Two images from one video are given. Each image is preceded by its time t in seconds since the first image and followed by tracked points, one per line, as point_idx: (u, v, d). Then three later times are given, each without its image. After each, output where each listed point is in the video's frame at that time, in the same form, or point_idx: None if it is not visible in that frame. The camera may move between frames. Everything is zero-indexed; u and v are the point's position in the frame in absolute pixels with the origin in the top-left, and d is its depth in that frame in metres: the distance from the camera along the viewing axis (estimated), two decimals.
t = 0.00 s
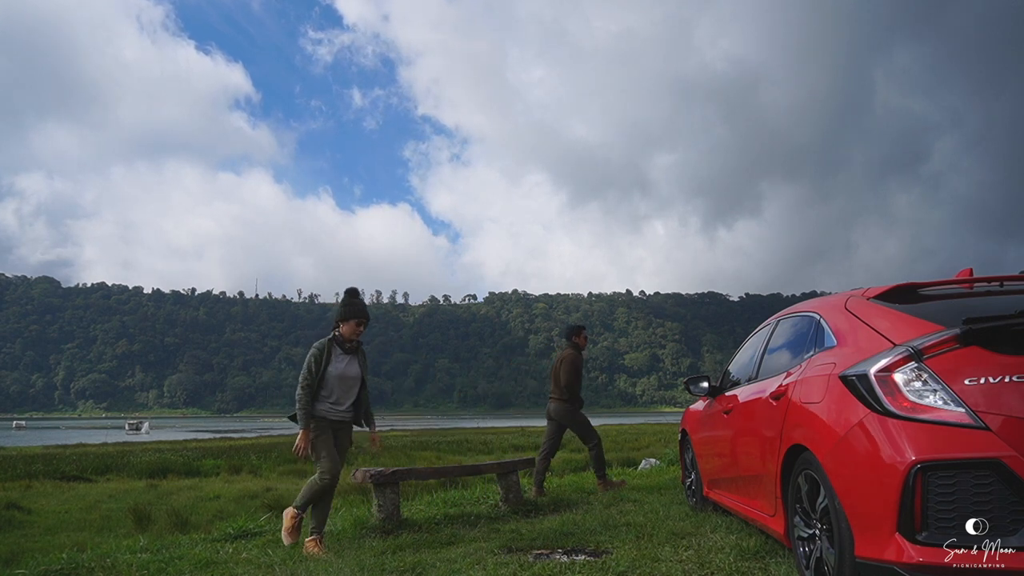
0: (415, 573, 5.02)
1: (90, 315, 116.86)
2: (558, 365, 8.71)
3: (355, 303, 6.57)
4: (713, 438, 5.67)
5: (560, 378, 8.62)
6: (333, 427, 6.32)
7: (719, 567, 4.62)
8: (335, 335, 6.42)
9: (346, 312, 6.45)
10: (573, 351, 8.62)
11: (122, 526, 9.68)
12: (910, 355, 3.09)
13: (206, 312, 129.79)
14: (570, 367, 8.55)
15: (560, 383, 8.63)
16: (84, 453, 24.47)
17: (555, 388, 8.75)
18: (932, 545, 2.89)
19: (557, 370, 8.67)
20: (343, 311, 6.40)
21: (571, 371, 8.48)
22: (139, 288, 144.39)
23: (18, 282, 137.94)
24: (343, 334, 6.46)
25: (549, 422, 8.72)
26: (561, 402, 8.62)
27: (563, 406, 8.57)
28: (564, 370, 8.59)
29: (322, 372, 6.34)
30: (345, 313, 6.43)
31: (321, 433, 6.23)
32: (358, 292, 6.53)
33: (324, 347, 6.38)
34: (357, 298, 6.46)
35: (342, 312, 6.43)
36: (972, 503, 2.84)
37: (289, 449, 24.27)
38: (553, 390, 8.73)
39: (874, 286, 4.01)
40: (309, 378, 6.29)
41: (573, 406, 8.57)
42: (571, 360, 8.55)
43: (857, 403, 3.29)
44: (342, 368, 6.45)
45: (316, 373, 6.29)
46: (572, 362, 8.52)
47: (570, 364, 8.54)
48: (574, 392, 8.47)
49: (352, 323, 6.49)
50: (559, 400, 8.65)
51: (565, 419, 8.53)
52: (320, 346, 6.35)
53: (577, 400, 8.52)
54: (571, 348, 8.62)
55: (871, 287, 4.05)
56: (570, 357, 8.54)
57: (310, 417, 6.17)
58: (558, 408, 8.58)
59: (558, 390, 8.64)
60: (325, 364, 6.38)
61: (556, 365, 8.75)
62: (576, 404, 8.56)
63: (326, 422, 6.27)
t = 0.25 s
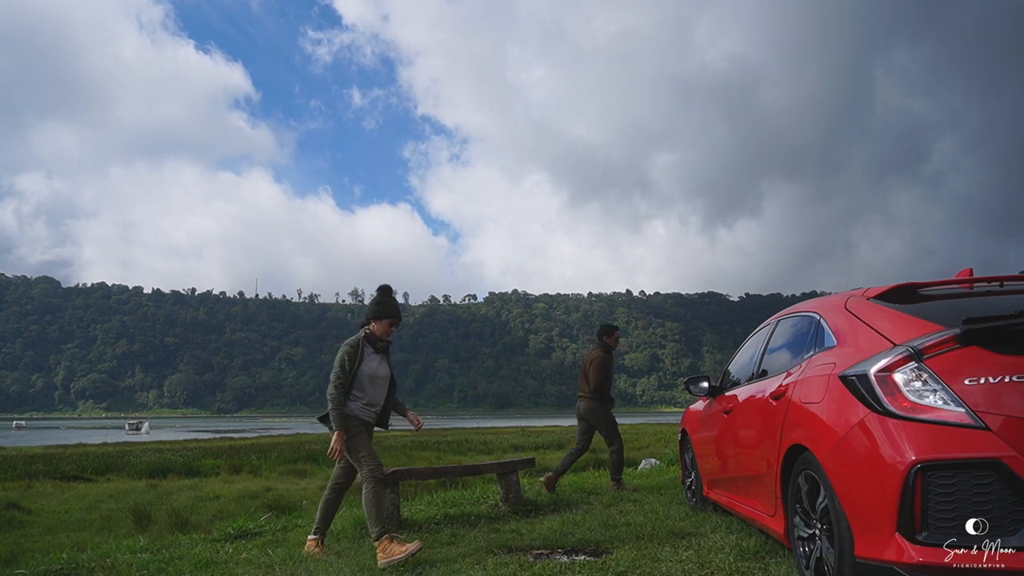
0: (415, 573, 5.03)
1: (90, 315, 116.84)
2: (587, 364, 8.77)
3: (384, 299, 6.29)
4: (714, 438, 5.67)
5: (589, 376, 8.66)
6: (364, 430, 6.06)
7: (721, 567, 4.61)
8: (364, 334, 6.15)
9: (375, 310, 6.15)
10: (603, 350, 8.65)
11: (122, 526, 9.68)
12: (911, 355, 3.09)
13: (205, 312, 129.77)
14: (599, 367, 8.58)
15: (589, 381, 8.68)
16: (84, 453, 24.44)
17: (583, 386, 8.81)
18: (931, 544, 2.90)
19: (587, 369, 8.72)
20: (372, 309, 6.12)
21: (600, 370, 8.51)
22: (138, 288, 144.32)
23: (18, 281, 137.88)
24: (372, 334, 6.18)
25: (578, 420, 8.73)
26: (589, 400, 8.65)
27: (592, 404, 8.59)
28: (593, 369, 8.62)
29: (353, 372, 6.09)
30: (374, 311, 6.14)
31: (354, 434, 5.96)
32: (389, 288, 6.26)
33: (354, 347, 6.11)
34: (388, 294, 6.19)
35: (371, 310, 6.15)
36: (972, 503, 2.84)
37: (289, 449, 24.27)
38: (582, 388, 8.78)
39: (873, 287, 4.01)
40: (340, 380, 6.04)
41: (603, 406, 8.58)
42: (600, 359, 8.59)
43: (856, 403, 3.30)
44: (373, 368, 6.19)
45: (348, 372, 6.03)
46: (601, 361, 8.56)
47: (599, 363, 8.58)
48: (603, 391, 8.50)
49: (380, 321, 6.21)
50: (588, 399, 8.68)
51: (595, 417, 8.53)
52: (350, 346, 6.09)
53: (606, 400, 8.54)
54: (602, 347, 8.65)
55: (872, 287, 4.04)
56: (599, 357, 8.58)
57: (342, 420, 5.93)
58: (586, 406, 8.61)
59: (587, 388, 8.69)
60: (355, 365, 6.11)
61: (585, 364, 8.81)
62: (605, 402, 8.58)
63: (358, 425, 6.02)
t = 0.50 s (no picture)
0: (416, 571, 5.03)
1: (90, 315, 116.83)
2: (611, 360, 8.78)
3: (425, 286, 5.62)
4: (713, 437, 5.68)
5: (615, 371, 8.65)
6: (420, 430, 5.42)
7: (720, 567, 4.61)
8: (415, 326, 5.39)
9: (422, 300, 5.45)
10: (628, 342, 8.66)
11: (123, 526, 9.69)
12: (909, 355, 3.10)
13: (206, 312, 129.75)
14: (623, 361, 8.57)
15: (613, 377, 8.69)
16: (84, 453, 24.44)
17: (606, 382, 8.85)
18: (933, 545, 2.89)
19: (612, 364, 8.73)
20: (423, 298, 5.39)
21: (625, 364, 8.51)
22: (138, 288, 144.29)
23: (18, 281, 137.73)
24: (422, 324, 5.46)
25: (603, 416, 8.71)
26: (614, 395, 8.67)
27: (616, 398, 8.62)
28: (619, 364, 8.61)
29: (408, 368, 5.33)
30: (424, 300, 5.43)
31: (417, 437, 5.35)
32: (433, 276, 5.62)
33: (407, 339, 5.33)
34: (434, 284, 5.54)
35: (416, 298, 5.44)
36: (970, 503, 2.85)
37: (290, 449, 24.26)
38: (606, 383, 8.82)
39: (873, 287, 4.02)
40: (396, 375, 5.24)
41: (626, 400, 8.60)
42: (624, 355, 8.60)
43: (856, 404, 3.30)
44: (423, 361, 5.52)
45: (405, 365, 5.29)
46: (626, 356, 8.57)
47: (625, 357, 8.57)
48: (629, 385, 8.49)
49: (430, 311, 5.48)
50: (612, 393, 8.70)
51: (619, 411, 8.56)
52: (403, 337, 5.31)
53: (631, 393, 8.57)
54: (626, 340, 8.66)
55: (871, 288, 4.05)
56: (624, 352, 8.60)
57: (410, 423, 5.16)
58: (612, 402, 8.61)
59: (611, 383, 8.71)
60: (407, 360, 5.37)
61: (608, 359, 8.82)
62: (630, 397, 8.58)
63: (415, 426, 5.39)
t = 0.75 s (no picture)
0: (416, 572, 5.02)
1: (90, 315, 116.81)
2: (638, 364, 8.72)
3: (474, 281, 5.41)
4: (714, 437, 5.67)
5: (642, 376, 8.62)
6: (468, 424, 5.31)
7: (720, 567, 4.61)
8: (474, 323, 5.16)
9: (478, 296, 5.23)
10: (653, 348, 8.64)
11: (123, 526, 9.68)
12: (910, 355, 3.09)
13: (206, 312, 129.72)
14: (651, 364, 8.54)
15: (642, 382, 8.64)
16: (84, 453, 24.44)
17: (632, 387, 8.78)
18: (930, 544, 2.90)
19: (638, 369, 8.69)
20: (482, 295, 5.18)
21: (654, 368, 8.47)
22: (138, 288, 144.18)
23: (17, 281, 137.61)
24: (475, 319, 5.22)
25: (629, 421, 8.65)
26: (640, 400, 8.63)
27: (644, 404, 8.56)
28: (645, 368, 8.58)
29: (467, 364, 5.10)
30: (480, 298, 5.21)
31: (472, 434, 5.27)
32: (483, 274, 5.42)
33: (470, 337, 5.10)
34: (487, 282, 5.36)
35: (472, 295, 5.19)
36: (970, 503, 2.85)
37: (289, 449, 24.26)
38: (632, 389, 8.75)
39: (873, 287, 4.02)
40: (461, 371, 5.00)
41: (652, 405, 8.55)
42: (652, 359, 8.56)
43: (856, 403, 3.30)
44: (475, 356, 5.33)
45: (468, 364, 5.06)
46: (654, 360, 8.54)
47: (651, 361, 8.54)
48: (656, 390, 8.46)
49: (481, 306, 5.27)
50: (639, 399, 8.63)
51: (647, 416, 8.51)
52: (468, 333, 5.08)
53: (657, 398, 8.55)
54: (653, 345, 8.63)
55: (870, 288, 4.05)
56: (651, 357, 8.58)
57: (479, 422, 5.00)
58: (639, 407, 8.56)
59: (637, 388, 8.66)
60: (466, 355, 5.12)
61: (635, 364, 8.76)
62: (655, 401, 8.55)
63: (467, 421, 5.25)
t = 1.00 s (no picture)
0: (416, 572, 5.03)
1: (90, 315, 116.82)
2: (667, 363, 8.74)
3: (521, 275, 5.44)
4: (713, 437, 5.67)
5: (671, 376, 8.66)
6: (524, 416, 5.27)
7: (720, 567, 4.61)
8: (522, 315, 5.20)
9: (523, 287, 5.28)
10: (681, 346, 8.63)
11: (123, 526, 9.69)
12: (910, 355, 3.09)
13: (206, 311, 129.70)
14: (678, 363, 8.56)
15: (672, 382, 8.68)
16: (83, 453, 24.44)
17: (664, 385, 8.83)
18: (931, 545, 2.90)
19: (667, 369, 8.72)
20: (528, 288, 5.23)
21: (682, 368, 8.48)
22: (138, 288, 144.18)
23: (18, 281, 137.66)
24: (522, 312, 5.27)
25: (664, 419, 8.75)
26: (672, 400, 8.69)
27: (676, 403, 8.62)
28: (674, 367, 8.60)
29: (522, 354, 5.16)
30: (524, 289, 5.26)
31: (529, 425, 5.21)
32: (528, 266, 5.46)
33: (521, 327, 5.16)
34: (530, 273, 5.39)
35: (516, 287, 5.23)
36: (971, 502, 2.84)
37: (289, 449, 24.25)
38: (665, 389, 8.79)
39: (873, 287, 4.01)
40: (514, 363, 5.05)
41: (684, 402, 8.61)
42: (679, 357, 8.56)
43: (857, 403, 3.29)
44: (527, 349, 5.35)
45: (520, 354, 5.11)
46: (682, 358, 8.54)
47: (679, 360, 8.55)
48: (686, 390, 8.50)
49: (528, 300, 5.32)
50: (671, 398, 8.68)
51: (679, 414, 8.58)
52: (517, 325, 5.15)
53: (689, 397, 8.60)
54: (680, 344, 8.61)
55: (870, 288, 4.05)
56: (678, 355, 8.58)
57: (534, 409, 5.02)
58: (671, 406, 8.64)
59: (668, 388, 8.71)
60: (520, 346, 5.17)
61: (664, 363, 8.77)
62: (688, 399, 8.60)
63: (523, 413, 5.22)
